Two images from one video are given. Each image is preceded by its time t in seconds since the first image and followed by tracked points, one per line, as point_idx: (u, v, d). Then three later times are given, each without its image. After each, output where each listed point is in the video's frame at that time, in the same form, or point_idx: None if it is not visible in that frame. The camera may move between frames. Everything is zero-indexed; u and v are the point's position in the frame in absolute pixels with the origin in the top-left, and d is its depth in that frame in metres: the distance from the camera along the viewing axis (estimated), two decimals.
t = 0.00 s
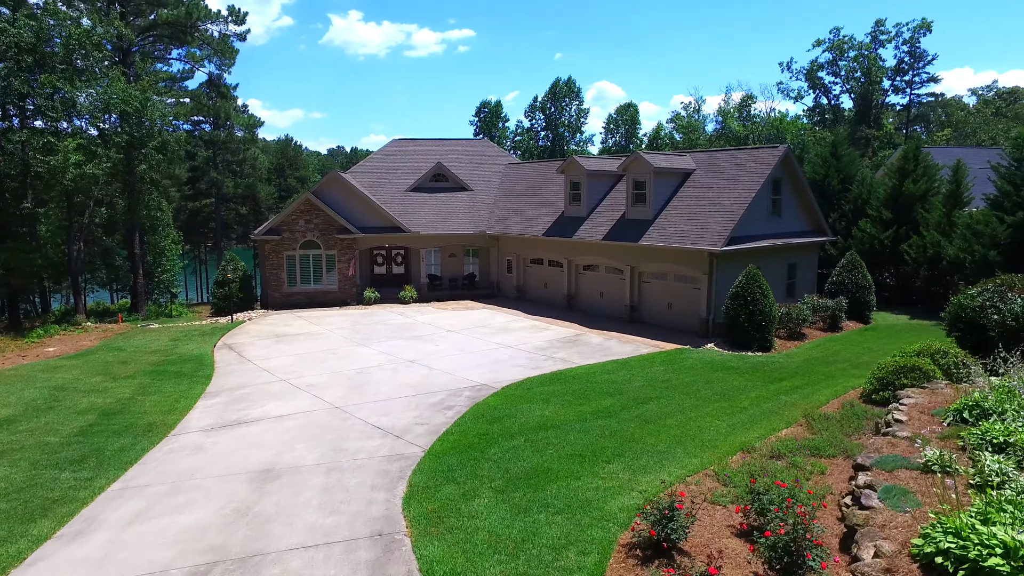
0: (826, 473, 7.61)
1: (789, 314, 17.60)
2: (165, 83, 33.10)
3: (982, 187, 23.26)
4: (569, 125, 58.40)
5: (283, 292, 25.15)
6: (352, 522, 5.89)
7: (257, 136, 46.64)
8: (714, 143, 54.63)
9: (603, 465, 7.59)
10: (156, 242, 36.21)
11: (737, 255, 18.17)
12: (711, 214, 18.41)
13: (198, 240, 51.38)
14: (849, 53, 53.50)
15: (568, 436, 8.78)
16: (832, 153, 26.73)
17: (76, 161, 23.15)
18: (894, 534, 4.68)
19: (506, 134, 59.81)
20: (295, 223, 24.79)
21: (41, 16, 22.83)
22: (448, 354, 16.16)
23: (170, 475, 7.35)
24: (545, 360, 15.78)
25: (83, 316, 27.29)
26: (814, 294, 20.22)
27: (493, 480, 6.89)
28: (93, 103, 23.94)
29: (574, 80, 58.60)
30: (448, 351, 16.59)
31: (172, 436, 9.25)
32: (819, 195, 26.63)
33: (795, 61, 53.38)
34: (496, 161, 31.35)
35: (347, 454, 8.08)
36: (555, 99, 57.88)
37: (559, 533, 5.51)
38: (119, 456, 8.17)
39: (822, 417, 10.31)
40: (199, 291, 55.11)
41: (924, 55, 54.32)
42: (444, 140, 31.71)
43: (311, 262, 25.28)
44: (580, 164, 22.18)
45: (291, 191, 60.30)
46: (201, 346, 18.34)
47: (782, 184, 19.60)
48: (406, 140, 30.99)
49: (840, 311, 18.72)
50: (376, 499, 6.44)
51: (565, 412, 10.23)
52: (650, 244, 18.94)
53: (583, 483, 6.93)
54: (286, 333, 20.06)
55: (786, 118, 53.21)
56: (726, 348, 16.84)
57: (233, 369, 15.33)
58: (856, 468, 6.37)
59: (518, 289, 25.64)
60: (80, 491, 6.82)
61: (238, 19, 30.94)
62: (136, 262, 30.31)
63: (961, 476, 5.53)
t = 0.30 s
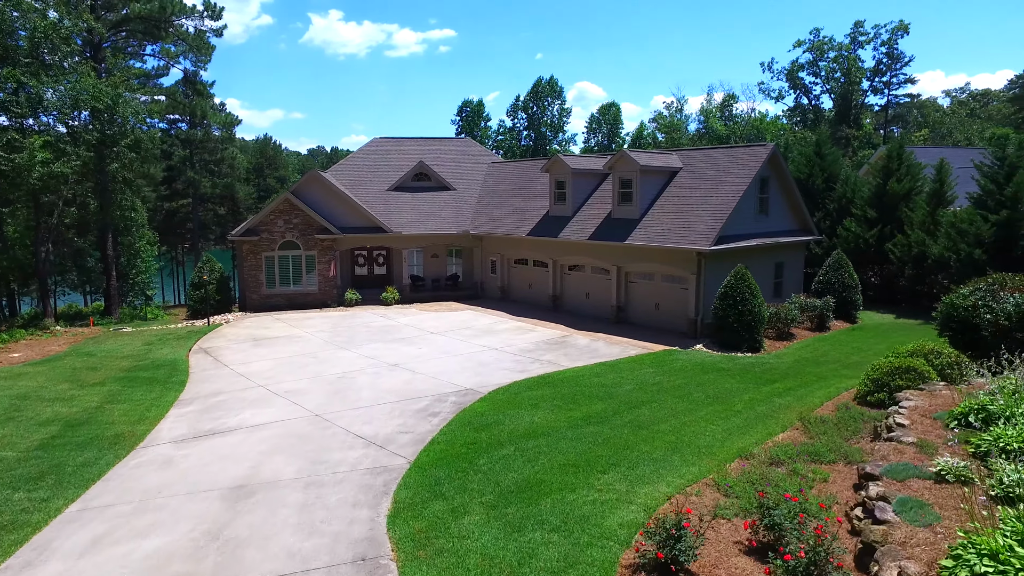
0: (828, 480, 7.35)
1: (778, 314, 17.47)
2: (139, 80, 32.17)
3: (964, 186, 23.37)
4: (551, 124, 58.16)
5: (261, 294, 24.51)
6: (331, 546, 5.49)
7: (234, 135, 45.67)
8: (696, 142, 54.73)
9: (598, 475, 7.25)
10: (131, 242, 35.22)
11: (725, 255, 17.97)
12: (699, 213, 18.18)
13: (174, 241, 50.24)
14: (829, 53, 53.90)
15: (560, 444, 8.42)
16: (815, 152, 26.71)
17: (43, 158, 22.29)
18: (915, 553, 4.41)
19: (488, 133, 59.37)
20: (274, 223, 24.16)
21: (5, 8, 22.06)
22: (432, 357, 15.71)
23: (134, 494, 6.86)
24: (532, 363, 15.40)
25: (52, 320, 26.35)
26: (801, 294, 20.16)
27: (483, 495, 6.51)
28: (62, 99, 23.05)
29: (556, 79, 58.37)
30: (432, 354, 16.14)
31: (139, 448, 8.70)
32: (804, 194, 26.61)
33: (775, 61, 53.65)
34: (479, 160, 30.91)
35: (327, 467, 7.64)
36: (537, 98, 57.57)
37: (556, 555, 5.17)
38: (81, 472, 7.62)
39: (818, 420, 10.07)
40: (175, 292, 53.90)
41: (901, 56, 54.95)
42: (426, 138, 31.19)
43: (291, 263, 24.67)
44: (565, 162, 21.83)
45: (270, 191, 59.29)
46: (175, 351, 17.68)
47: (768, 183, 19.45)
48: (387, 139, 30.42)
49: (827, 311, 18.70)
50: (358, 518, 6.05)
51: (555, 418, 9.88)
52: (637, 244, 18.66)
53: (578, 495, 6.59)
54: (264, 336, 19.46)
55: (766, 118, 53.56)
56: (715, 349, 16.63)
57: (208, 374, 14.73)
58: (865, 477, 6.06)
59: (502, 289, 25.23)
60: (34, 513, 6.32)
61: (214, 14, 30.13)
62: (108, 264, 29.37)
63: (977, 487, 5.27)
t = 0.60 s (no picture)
0: (839, 492, 7.03)
1: (772, 314, 17.25)
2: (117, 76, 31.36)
3: (955, 185, 23.30)
4: (539, 124, 57.81)
5: (244, 296, 23.89)
6: None
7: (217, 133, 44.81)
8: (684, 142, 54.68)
9: (599, 489, 6.86)
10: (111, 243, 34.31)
11: (719, 254, 17.69)
12: (692, 213, 17.87)
13: (156, 241, 49.20)
14: (815, 53, 54.02)
15: (557, 455, 8.01)
16: (806, 151, 26.58)
17: (14, 156, 21.51)
18: None
19: (475, 132, 58.91)
20: (257, 223, 23.55)
21: None
22: (421, 361, 15.24)
23: (101, 515, 6.35)
24: (523, 366, 14.99)
25: (27, 323, 25.51)
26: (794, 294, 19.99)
27: (478, 514, 6.09)
28: (34, 95, 22.30)
29: (544, 78, 58.04)
30: (420, 358, 15.68)
31: (109, 461, 8.13)
32: (794, 193, 26.45)
33: (762, 60, 53.71)
34: (467, 158, 30.44)
35: (310, 483, 7.18)
36: (524, 97, 57.18)
37: None
38: (43, 489, 7.08)
39: (820, 426, 9.76)
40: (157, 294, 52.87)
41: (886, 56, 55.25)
42: (413, 137, 30.66)
43: (275, 264, 24.09)
44: (555, 161, 21.45)
45: (254, 190, 58.38)
46: (153, 355, 17.05)
47: (761, 182, 19.20)
48: (373, 137, 29.85)
49: (821, 311, 18.53)
50: (343, 542, 5.63)
51: (550, 426, 9.48)
52: (629, 244, 18.32)
53: (579, 512, 6.20)
54: (246, 340, 18.88)
55: (752, 117, 53.60)
56: (710, 351, 16.35)
57: (188, 380, 14.15)
58: (884, 491, 5.69)
59: (491, 290, 24.77)
60: None
61: (194, 9, 29.40)
62: (85, 265, 28.54)
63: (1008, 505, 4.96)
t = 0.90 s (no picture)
0: (860, 512, 6.64)
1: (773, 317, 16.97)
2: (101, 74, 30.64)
3: (954, 185, 23.08)
4: (531, 123, 57.39)
5: (232, 299, 23.34)
6: None
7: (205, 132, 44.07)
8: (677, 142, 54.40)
9: (604, 511, 6.46)
10: (96, 244, 33.53)
11: (718, 256, 17.35)
12: (691, 214, 17.49)
13: (143, 242, 48.28)
14: (808, 53, 53.89)
15: (558, 472, 7.60)
16: (802, 150, 26.31)
17: None
18: None
19: (467, 132, 58.41)
20: (244, 225, 22.99)
21: None
22: (413, 367, 14.77)
23: (67, 546, 5.87)
24: (518, 372, 14.54)
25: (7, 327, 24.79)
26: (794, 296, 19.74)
27: (476, 542, 5.68)
28: (13, 92, 21.63)
29: (536, 77, 57.62)
30: (413, 364, 15.20)
31: (81, 481, 7.60)
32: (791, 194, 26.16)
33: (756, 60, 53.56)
34: (459, 158, 29.95)
35: (295, 505, 6.72)
36: (517, 97, 56.71)
37: None
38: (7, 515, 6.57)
39: (831, 436, 9.39)
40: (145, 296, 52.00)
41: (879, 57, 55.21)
42: (405, 137, 30.14)
43: (263, 266, 23.53)
44: (550, 161, 21.00)
45: (244, 191, 57.58)
46: (136, 361, 16.46)
47: (760, 182, 18.86)
48: (364, 137, 29.32)
49: (822, 314, 18.28)
50: None
51: (550, 439, 9.06)
52: (626, 246, 17.92)
53: (586, 539, 5.79)
54: (233, 345, 18.33)
55: (745, 118, 53.41)
56: (710, 356, 16.01)
57: (171, 388, 13.61)
58: (912, 516, 5.28)
59: (484, 293, 24.30)
60: None
61: (181, 5, 28.76)
62: (68, 267, 27.80)
63: None
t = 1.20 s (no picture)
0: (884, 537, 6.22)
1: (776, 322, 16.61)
2: (87, 71, 29.97)
3: (956, 186, 22.77)
4: (526, 123, 56.93)
5: (221, 303, 22.82)
6: None
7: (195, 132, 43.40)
8: (672, 142, 54.06)
9: (613, 541, 6.03)
10: (82, 246, 32.85)
11: (720, 259, 16.94)
12: (692, 215, 17.07)
13: (133, 243, 47.52)
14: (804, 53, 53.64)
15: (561, 494, 7.14)
16: (801, 151, 26.00)
17: None
18: None
19: (461, 132, 57.91)
20: (234, 227, 22.45)
21: None
22: (407, 375, 14.28)
23: None
24: (516, 379, 14.08)
25: None
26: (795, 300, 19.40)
27: None
28: None
29: (531, 77, 57.19)
30: (406, 371, 14.72)
31: (49, 506, 7.08)
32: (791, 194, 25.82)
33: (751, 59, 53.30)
34: (454, 158, 29.44)
35: (279, 535, 6.27)
36: (511, 97, 56.22)
37: None
38: None
39: (844, 450, 8.97)
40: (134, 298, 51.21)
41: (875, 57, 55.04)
42: (398, 136, 29.60)
43: (253, 269, 22.99)
44: (547, 161, 20.53)
45: (235, 191, 56.88)
46: (120, 368, 15.90)
47: (762, 183, 18.47)
48: (356, 137, 28.79)
49: (825, 318, 17.95)
50: None
51: (551, 456, 8.62)
52: (625, 248, 17.46)
53: None
54: (221, 351, 17.78)
55: (739, 118, 53.14)
56: (712, 362, 15.61)
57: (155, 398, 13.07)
58: (950, 552, 4.86)
59: (479, 296, 23.79)
60: None
61: (168, 2, 28.15)
62: (53, 270, 27.16)
63: None
